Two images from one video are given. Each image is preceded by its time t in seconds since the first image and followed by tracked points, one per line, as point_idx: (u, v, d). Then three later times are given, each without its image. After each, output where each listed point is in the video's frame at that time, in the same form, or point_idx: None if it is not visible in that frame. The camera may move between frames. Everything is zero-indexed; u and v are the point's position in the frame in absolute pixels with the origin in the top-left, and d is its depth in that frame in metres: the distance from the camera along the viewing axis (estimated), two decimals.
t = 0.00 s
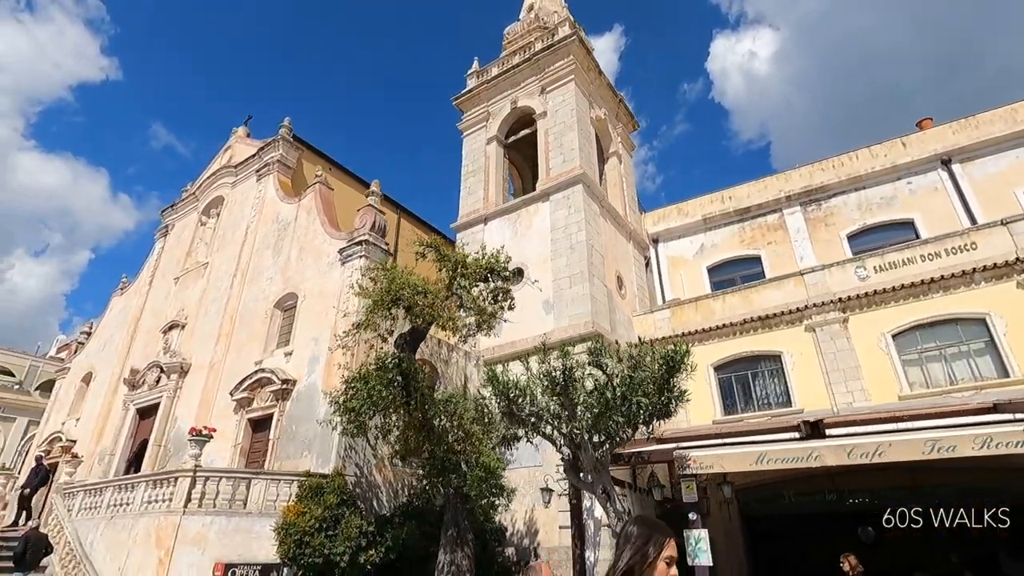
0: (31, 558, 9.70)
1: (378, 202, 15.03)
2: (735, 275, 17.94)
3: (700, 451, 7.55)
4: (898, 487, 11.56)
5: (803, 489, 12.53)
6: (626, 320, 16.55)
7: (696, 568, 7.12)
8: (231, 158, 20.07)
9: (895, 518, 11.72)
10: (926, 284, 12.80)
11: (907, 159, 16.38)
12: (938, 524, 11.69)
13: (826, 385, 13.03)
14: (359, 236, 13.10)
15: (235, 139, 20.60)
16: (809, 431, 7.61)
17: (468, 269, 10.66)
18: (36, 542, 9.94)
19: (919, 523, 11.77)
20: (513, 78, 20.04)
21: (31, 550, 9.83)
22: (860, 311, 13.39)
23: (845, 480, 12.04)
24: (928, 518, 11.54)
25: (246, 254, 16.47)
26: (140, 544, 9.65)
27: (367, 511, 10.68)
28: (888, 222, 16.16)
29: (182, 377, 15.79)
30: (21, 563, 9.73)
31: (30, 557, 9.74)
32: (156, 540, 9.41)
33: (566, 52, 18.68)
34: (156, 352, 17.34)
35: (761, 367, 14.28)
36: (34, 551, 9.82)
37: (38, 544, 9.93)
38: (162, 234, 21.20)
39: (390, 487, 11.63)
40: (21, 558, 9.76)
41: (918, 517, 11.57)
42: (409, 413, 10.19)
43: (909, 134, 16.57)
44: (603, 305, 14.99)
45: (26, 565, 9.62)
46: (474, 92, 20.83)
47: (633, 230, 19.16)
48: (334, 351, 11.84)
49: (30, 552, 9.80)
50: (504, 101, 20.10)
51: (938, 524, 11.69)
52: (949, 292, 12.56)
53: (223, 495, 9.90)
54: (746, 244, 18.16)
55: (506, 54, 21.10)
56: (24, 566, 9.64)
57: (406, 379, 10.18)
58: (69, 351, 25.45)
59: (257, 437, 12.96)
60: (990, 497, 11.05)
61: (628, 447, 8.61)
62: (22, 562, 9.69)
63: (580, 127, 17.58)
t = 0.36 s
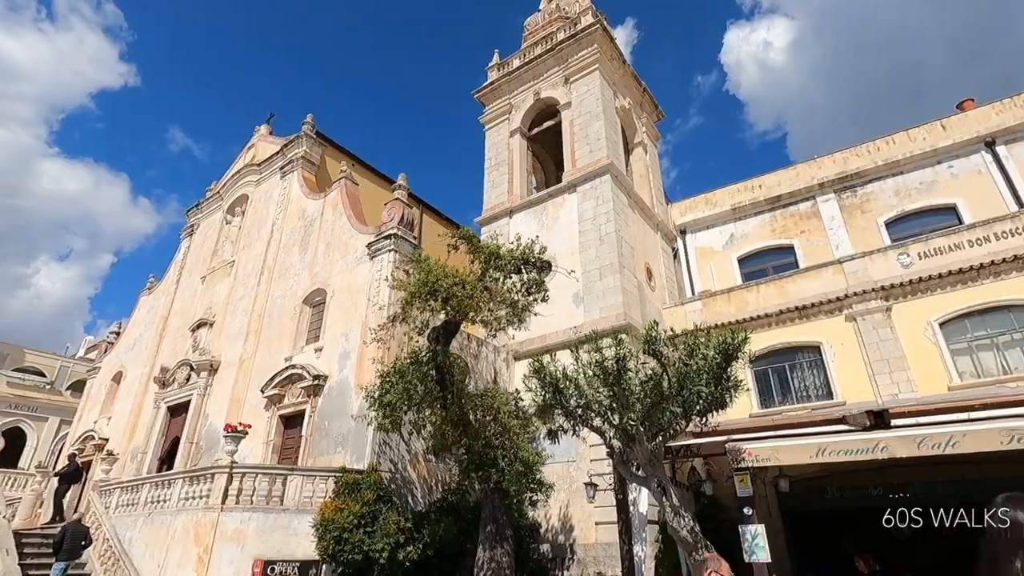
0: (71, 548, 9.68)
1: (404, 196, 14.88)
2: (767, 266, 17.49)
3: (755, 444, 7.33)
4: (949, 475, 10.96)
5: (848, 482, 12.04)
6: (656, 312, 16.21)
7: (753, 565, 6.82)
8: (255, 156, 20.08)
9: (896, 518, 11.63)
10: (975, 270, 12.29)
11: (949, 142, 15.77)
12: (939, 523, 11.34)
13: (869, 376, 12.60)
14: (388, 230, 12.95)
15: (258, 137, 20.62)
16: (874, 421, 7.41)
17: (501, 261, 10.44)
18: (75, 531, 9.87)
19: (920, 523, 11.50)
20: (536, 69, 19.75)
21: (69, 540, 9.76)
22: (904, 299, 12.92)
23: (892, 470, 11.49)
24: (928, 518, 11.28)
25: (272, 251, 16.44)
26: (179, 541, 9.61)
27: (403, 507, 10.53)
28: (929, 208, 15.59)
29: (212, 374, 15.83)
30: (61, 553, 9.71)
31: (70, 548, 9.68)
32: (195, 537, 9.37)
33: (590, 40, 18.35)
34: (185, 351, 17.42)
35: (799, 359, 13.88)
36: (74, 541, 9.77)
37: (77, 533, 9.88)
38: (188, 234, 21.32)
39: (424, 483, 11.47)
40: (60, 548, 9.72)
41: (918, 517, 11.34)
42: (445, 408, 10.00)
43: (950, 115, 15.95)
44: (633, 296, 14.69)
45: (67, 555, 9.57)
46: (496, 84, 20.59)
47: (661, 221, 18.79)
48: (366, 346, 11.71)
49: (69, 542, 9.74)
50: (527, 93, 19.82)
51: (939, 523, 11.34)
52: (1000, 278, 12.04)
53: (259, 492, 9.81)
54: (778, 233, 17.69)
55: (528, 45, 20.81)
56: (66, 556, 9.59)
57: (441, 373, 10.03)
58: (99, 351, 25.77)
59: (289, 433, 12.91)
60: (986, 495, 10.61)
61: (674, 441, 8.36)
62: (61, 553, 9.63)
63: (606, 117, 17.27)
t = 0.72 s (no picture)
0: (120, 540, 9.68)
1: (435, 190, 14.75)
2: (806, 253, 16.97)
3: (818, 433, 7.20)
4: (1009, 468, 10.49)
5: (901, 474, 11.33)
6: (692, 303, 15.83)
7: (820, 560, 6.55)
8: (283, 154, 20.18)
9: (895, 518, 11.45)
10: None
11: (999, 120, 15.07)
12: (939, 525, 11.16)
13: (921, 365, 12.11)
14: (422, 223, 12.83)
15: (285, 136, 20.71)
16: (950, 409, 7.05)
17: (540, 250, 10.23)
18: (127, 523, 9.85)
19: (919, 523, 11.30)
20: (562, 58, 19.45)
21: (120, 530, 9.77)
22: (957, 284, 12.39)
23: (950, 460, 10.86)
24: (928, 518, 11.16)
25: (304, 248, 16.48)
26: (225, 536, 9.65)
27: (444, 502, 10.43)
28: (979, 189, 14.93)
29: (248, 371, 15.95)
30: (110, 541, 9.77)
31: (121, 540, 9.76)
32: (241, 532, 9.39)
33: (617, 27, 18.00)
34: (221, 349, 17.59)
35: (844, 347, 13.42)
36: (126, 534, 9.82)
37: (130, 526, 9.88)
38: (219, 234, 21.54)
39: (464, 477, 11.36)
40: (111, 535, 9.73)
41: (918, 517, 11.24)
42: (488, 401, 9.86)
43: (1000, 92, 15.25)
44: (670, 286, 14.37)
45: (118, 547, 9.69)
46: (521, 75, 20.35)
47: (694, 209, 18.37)
48: (403, 340, 11.64)
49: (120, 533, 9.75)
50: (553, 83, 19.54)
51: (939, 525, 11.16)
52: None
53: (303, 486, 9.80)
54: (817, 219, 17.16)
55: (553, 35, 20.51)
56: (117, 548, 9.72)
57: (482, 366, 9.90)
58: (134, 352, 26.25)
59: (327, 429, 12.91)
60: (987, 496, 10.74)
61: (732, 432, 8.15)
62: (112, 543, 9.69)
63: (637, 105, 16.93)
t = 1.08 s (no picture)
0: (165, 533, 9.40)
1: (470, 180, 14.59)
2: (855, 235, 16.26)
3: (897, 419, 6.80)
4: None
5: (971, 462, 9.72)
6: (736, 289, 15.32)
7: (904, 553, 6.11)
8: (315, 152, 20.30)
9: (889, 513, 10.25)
10: None
11: None
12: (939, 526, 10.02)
13: (989, 348, 11.40)
14: (459, 214, 12.67)
15: (317, 134, 20.83)
16: None
17: (585, 236, 9.95)
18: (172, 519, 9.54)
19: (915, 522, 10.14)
20: (593, 44, 19.07)
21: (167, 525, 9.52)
22: None
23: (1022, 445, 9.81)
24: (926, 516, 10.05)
25: (340, 243, 16.52)
26: (276, 529, 9.67)
27: (492, 494, 10.29)
28: None
29: (289, 367, 16.10)
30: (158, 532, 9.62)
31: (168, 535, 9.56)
32: (292, 525, 9.39)
33: (650, 9, 17.53)
34: (261, 346, 17.79)
35: (902, 332, 12.76)
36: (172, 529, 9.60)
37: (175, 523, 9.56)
38: (255, 233, 21.81)
39: (511, 470, 11.19)
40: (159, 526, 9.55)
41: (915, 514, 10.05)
42: (535, 391, 9.63)
43: None
44: (714, 272, 13.91)
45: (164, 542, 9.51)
46: (551, 63, 20.03)
47: (733, 193, 17.80)
48: (445, 331, 11.53)
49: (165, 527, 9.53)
50: (584, 69, 19.18)
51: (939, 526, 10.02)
52: None
53: (351, 480, 9.75)
54: (866, 199, 16.42)
55: (583, 20, 20.12)
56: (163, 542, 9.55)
57: (528, 356, 9.70)
58: (177, 352, 26.88)
59: (369, 423, 12.89)
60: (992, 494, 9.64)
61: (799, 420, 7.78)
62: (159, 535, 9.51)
63: (673, 87, 16.46)
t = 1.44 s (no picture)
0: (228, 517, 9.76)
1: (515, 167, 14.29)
2: (927, 207, 15.17)
3: (1008, 398, 6.70)
4: None
5: None
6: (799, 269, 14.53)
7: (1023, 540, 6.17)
8: (358, 149, 20.42)
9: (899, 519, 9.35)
10: None
11: None
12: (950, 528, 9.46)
13: None
14: (507, 201, 12.43)
15: (359, 131, 20.94)
16: None
17: (643, 217, 9.55)
18: (232, 503, 10.04)
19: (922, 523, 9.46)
20: (635, 22, 18.43)
21: (229, 509, 10.02)
22: None
23: None
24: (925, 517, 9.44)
25: (387, 238, 16.53)
26: (339, 521, 9.69)
27: (554, 485, 10.05)
28: None
29: (342, 362, 16.27)
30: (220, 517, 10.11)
31: (231, 518, 10.01)
32: (356, 517, 9.40)
33: None
34: (314, 342, 18.06)
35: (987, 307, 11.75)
36: (234, 512, 10.07)
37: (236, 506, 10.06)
38: (302, 232, 22.16)
39: (570, 460, 10.91)
40: (220, 512, 10.05)
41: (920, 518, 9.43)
42: (597, 378, 9.29)
43: None
44: (775, 252, 13.22)
45: (227, 525, 9.96)
46: (591, 45, 19.50)
47: (790, 169, 16.91)
48: (498, 321, 11.34)
49: (227, 511, 10.01)
50: (626, 49, 18.57)
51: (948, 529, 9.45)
52: None
53: (411, 472, 9.67)
54: (938, 168, 15.31)
55: None
56: (226, 525, 10.00)
57: (588, 342, 9.39)
58: (233, 351, 27.71)
59: (424, 415, 12.84)
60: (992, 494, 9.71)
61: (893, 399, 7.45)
62: (222, 520, 9.97)
63: (723, 60, 15.73)
